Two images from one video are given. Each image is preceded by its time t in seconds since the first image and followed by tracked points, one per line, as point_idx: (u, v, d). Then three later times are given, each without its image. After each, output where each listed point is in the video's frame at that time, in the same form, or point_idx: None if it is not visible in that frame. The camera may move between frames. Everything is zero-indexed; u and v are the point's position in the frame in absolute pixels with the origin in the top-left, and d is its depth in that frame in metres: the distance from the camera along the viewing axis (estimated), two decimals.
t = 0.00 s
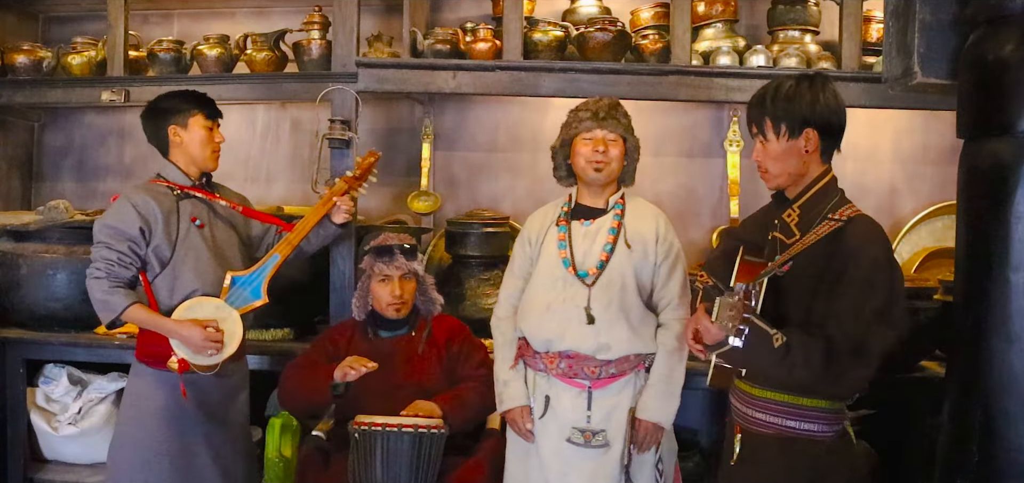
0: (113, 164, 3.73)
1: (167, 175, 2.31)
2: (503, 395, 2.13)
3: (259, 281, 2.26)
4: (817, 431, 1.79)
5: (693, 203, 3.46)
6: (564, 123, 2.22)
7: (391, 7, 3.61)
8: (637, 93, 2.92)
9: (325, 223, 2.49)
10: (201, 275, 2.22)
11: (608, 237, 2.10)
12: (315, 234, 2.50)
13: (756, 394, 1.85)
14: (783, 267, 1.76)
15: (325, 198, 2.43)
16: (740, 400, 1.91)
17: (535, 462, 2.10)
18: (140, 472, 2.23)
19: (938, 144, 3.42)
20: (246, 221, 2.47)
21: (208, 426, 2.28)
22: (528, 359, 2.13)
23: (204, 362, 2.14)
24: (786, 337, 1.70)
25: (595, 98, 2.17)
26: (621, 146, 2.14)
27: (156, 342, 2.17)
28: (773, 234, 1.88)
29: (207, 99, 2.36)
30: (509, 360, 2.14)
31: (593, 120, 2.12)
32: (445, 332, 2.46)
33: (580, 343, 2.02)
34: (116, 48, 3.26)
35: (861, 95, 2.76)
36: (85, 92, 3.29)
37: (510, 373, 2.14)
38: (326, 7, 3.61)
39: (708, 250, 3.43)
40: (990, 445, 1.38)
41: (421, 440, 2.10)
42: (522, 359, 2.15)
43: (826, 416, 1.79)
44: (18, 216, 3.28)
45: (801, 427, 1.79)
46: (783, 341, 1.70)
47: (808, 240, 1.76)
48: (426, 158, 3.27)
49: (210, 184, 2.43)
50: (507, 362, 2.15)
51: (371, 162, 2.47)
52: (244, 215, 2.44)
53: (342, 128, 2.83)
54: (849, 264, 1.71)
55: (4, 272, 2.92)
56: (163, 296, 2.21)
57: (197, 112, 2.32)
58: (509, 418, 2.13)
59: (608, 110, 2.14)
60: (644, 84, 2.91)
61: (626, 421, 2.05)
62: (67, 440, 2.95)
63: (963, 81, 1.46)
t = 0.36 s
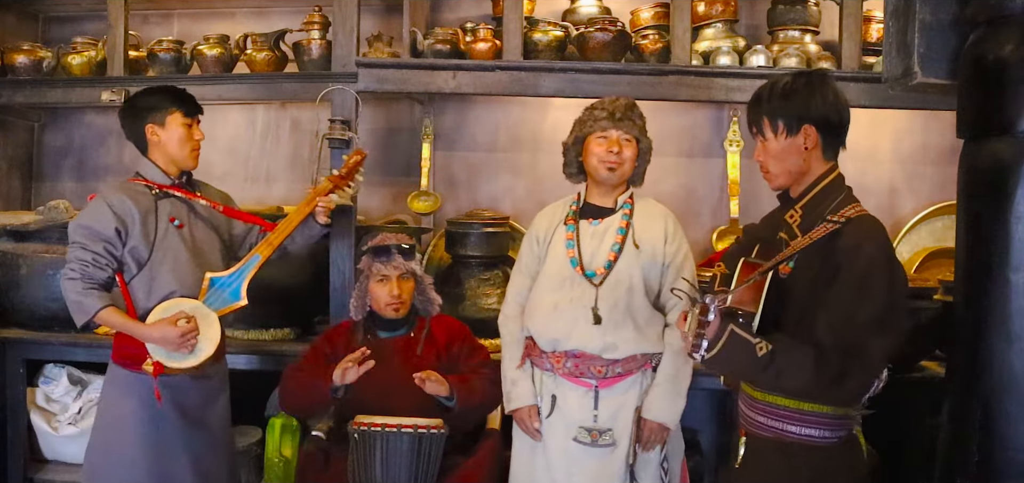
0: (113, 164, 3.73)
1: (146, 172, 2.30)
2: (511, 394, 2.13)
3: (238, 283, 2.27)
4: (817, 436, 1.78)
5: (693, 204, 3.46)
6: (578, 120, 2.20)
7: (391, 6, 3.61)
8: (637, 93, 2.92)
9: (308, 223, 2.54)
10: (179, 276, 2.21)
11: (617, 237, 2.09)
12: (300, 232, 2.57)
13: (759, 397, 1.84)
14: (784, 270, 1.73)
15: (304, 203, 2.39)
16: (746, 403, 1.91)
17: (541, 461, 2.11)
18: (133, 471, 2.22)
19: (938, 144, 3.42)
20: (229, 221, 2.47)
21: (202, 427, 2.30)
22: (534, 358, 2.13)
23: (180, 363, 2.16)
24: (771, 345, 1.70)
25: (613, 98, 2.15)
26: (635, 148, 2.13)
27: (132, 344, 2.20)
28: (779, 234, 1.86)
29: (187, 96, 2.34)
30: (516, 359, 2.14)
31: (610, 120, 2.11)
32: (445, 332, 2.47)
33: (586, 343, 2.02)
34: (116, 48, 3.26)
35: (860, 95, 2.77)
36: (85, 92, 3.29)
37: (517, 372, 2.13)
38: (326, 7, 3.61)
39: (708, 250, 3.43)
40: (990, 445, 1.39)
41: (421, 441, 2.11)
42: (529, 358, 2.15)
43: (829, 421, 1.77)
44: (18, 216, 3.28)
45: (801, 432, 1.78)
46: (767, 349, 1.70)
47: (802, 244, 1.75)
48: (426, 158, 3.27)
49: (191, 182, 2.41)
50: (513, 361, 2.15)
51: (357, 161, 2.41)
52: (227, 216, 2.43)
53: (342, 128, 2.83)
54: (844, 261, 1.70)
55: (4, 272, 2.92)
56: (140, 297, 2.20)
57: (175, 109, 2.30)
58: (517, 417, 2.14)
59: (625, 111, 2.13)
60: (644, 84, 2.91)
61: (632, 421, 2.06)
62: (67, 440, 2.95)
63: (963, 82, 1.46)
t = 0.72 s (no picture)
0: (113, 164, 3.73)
1: (126, 174, 2.30)
2: (507, 392, 2.14)
3: (217, 287, 2.24)
4: (833, 445, 1.81)
5: (693, 204, 3.46)
6: (580, 118, 2.21)
7: (391, 6, 3.61)
8: (637, 93, 2.92)
9: (292, 228, 2.47)
10: (156, 280, 2.22)
11: (619, 235, 2.09)
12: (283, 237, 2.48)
13: (772, 405, 1.87)
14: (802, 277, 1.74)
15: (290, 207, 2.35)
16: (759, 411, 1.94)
17: (541, 459, 2.11)
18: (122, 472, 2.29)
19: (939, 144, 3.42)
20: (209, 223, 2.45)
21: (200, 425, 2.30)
22: (536, 358, 2.13)
23: (152, 369, 2.21)
24: (789, 360, 1.73)
25: (615, 96, 2.17)
26: (638, 145, 2.12)
27: (108, 350, 2.26)
28: (795, 239, 1.86)
29: (167, 96, 2.32)
30: (517, 358, 2.15)
31: (612, 116, 2.12)
32: (445, 332, 2.46)
33: (587, 342, 2.03)
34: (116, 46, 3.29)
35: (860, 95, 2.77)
36: (85, 93, 3.37)
37: (516, 370, 2.14)
38: (326, 7, 3.61)
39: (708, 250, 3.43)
40: (989, 446, 1.39)
41: (421, 441, 2.12)
42: (531, 357, 2.15)
43: (847, 432, 1.80)
44: (17, 215, 3.27)
45: (817, 441, 1.81)
46: (786, 363, 1.72)
47: (823, 250, 1.76)
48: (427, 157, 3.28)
49: (172, 184, 2.41)
50: (514, 360, 2.15)
51: (344, 164, 2.42)
52: (208, 218, 2.42)
53: (342, 128, 2.83)
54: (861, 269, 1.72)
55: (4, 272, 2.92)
56: (115, 301, 2.21)
57: (155, 109, 2.28)
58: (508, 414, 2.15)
59: (627, 108, 2.13)
60: (644, 84, 2.91)
61: (634, 421, 2.06)
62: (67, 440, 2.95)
63: (963, 82, 1.46)
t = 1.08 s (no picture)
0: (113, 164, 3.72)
1: (122, 175, 2.29)
2: (513, 393, 2.12)
3: (218, 286, 2.23)
4: (841, 446, 1.80)
5: (693, 204, 3.46)
6: (579, 119, 2.22)
7: (391, 7, 3.61)
8: (637, 93, 2.92)
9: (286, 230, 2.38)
10: (157, 280, 2.20)
11: (618, 235, 2.10)
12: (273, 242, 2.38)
13: (779, 407, 1.85)
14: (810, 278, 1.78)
15: (289, 200, 2.35)
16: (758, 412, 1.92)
17: (542, 460, 2.10)
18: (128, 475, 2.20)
19: (939, 144, 3.42)
20: (206, 223, 2.43)
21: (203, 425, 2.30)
22: (537, 357, 2.13)
23: (157, 370, 2.15)
24: (819, 352, 1.73)
25: (611, 96, 2.17)
26: (635, 144, 2.13)
27: (108, 350, 2.21)
28: (793, 240, 1.92)
29: (165, 96, 2.32)
30: (519, 358, 2.13)
31: (608, 116, 2.13)
32: (445, 334, 2.46)
33: (587, 342, 2.03)
34: (117, 47, 3.26)
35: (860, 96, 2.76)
36: (85, 93, 3.30)
37: (520, 371, 2.13)
38: (326, 6, 3.61)
39: (707, 250, 3.43)
40: (990, 446, 1.39)
41: (421, 441, 2.11)
42: (532, 357, 2.14)
43: (853, 432, 1.80)
44: (18, 216, 3.28)
45: (825, 442, 1.81)
46: (816, 355, 1.72)
47: (842, 248, 1.79)
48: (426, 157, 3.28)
49: (168, 184, 2.40)
50: (517, 360, 2.14)
51: (338, 162, 2.52)
52: (205, 217, 2.41)
53: (342, 128, 2.83)
54: (883, 274, 1.73)
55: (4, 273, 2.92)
56: (116, 301, 2.19)
57: (153, 111, 2.28)
58: (516, 416, 2.13)
59: (623, 108, 2.13)
60: (644, 84, 2.91)
61: (634, 421, 2.05)
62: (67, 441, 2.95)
63: (963, 82, 1.46)
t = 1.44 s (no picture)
0: (113, 164, 3.73)
1: (141, 173, 2.29)
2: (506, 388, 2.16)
3: (235, 284, 2.25)
4: (833, 435, 1.80)
5: (693, 203, 3.46)
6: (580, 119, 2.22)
7: (391, 7, 3.61)
8: (637, 93, 2.92)
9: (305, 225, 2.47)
10: (176, 277, 2.22)
11: (618, 235, 2.09)
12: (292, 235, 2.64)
13: (768, 399, 1.83)
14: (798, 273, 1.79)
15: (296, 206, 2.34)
16: (746, 405, 1.90)
17: (541, 459, 2.10)
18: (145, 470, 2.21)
19: (938, 144, 3.42)
20: (223, 222, 2.45)
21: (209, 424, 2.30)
22: (538, 357, 2.13)
23: (176, 367, 2.14)
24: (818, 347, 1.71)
25: (610, 96, 2.17)
26: (630, 146, 2.12)
27: (131, 346, 2.19)
28: (778, 239, 1.90)
29: (184, 96, 2.34)
30: (519, 357, 2.15)
31: (601, 117, 2.12)
32: (445, 333, 2.46)
33: (587, 341, 2.03)
34: (117, 47, 3.26)
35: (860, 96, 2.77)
36: (85, 93, 3.29)
37: (519, 369, 2.15)
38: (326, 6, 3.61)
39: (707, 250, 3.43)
40: (990, 447, 1.39)
41: (421, 441, 2.11)
42: (533, 357, 2.15)
43: (842, 420, 1.80)
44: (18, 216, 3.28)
45: (817, 433, 1.80)
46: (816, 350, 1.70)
47: (836, 245, 1.79)
48: (426, 157, 3.28)
49: (185, 183, 2.40)
50: (517, 359, 2.16)
51: (354, 162, 2.41)
52: (222, 216, 2.42)
53: (342, 128, 2.83)
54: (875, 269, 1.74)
55: (4, 273, 2.92)
56: (135, 297, 2.19)
57: (175, 110, 2.29)
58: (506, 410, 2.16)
59: (619, 108, 2.12)
60: (644, 84, 2.91)
61: (634, 421, 2.05)
62: (67, 441, 2.95)
63: (963, 82, 1.46)
